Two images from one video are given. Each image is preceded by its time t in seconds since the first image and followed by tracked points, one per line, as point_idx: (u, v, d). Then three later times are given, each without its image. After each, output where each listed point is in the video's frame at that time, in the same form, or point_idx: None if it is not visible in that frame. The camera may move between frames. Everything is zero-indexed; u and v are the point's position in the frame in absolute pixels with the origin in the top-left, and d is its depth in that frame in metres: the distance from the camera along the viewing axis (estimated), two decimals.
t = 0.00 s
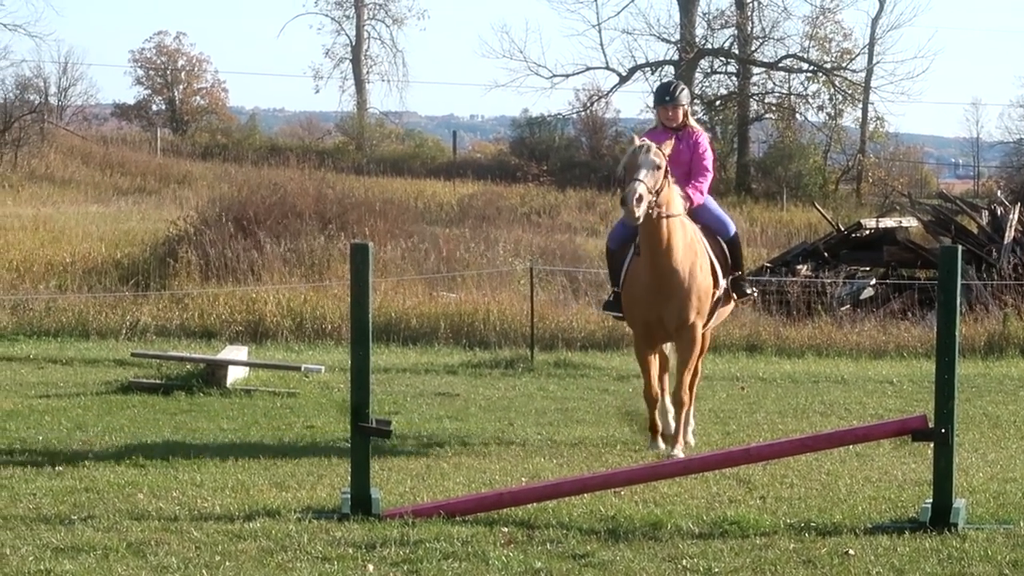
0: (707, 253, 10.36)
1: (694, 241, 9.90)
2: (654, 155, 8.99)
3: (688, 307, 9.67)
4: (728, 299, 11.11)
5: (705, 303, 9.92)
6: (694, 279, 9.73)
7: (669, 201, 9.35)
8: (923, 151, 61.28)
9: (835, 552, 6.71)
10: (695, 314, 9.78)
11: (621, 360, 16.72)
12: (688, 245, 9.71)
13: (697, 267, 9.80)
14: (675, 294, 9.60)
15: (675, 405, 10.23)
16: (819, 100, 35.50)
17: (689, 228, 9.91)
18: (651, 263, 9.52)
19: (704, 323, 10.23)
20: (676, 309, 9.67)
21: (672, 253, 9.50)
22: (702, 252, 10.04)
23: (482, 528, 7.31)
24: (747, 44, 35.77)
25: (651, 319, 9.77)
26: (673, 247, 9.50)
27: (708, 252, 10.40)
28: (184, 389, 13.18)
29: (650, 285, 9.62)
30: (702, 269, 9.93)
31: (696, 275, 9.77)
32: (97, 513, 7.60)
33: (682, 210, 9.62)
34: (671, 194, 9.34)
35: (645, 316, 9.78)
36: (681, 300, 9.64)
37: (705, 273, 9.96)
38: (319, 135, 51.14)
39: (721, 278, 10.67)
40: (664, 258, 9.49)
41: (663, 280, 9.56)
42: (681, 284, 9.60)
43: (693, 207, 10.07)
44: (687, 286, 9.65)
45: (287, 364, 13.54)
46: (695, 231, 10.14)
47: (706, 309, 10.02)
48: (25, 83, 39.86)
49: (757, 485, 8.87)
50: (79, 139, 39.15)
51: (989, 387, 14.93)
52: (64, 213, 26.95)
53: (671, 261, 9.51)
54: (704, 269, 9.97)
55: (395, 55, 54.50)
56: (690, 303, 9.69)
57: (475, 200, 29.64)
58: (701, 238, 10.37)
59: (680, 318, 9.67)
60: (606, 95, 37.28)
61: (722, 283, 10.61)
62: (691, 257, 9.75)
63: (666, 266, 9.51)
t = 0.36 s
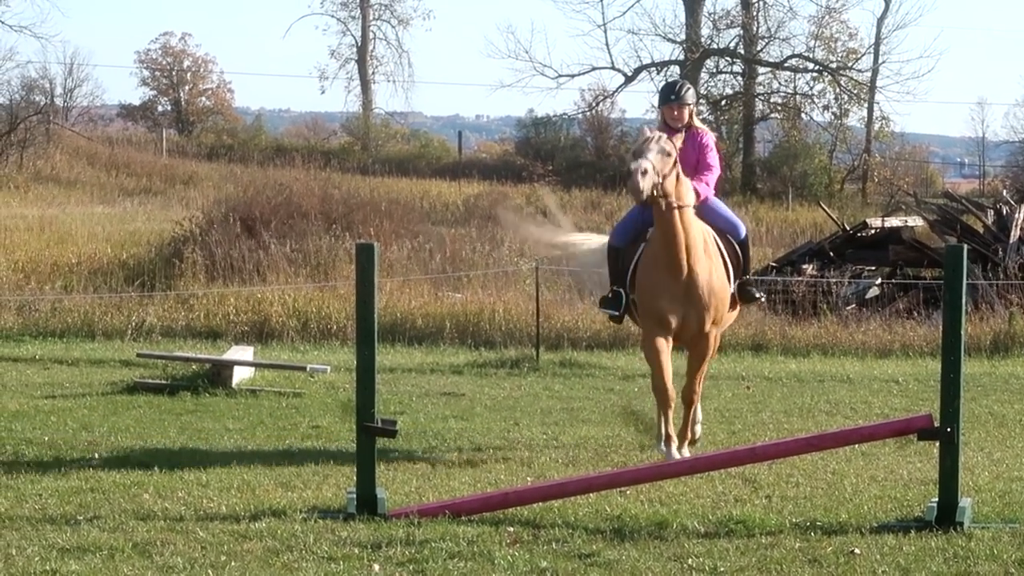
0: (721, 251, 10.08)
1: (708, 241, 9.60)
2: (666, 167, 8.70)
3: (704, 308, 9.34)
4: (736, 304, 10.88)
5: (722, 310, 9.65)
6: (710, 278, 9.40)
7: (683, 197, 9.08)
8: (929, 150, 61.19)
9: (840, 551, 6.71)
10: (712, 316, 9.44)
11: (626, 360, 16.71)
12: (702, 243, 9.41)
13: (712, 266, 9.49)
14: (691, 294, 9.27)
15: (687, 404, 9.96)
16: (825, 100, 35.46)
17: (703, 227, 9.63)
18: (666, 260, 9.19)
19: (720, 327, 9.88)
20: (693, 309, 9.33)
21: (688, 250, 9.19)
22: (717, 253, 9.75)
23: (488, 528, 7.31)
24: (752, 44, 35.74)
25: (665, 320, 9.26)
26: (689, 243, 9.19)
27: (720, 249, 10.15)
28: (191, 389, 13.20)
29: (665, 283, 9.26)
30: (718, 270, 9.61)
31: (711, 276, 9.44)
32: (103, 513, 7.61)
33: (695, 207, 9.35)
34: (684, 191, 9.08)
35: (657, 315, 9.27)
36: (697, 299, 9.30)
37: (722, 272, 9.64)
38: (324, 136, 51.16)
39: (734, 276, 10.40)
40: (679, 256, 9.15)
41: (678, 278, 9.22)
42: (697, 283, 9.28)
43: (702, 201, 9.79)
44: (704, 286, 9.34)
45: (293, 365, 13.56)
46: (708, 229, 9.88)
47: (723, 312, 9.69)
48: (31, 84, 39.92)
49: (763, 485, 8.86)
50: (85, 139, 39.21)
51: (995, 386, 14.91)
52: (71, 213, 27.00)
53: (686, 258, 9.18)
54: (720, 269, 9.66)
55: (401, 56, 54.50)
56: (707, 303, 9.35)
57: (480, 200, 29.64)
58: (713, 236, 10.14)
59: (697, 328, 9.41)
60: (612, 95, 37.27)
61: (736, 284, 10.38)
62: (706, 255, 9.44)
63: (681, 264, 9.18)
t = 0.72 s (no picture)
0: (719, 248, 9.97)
1: (710, 238, 9.55)
2: (663, 167, 8.66)
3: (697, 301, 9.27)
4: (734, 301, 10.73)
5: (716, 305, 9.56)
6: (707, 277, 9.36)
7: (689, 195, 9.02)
8: (925, 148, 61.28)
9: (835, 548, 6.71)
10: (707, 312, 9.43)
11: (622, 357, 16.71)
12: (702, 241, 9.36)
13: (711, 263, 9.43)
14: (686, 289, 9.24)
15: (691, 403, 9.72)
16: (821, 97, 35.48)
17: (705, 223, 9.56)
18: (662, 255, 9.19)
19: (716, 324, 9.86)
20: (687, 307, 9.33)
21: (687, 247, 9.16)
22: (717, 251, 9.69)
23: (483, 525, 7.31)
24: (748, 41, 35.74)
25: (661, 317, 9.44)
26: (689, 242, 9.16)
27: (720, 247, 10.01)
28: (186, 386, 13.18)
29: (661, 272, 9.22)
30: (716, 268, 9.57)
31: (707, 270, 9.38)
32: (97, 510, 7.60)
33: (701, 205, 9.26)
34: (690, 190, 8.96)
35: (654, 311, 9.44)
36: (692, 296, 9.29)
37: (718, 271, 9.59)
38: (320, 132, 51.11)
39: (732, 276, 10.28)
40: (675, 253, 9.14)
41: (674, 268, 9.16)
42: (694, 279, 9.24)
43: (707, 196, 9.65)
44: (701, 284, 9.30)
45: (288, 361, 13.55)
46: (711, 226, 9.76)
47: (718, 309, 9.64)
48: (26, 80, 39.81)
49: (758, 482, 8.87)
50: (80, 136, 39.12)
51: (990, 383, 14.93)
52: (65, 210, 26.94)
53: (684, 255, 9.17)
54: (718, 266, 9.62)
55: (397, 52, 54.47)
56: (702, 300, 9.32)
57: (476, 197, 29.62)
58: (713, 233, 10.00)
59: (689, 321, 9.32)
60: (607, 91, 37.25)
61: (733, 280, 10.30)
62: (706, 252, 9.39)
63: (679, 260, 9.17)
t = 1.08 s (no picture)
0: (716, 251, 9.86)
1: (703, 242, 9.37)
2: (657, 193, 8.46)
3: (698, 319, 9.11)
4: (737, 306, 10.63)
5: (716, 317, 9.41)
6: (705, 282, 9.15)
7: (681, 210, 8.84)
8: (923, 149, 61.34)
9: (833, 550, 6.72)
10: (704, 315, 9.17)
11: (620, 359, 16.71)
12: (696, 248, 9.20)
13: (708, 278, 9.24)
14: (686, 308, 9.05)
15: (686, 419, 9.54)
16: (818, 98, 35.49)
17: (696, 229, 9.40)
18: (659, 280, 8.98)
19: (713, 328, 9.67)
20: (684, 314, 9.05)
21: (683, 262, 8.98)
22: (712, 251, 9.54)
23: (481, 527, 7.31)
24: (745, 43, 35.78)
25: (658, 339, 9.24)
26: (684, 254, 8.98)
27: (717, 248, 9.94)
28: (183, 388, 13.17)
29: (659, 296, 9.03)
30: (714, 273, 9.41)
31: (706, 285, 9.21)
32: (95, 512, 7.60)
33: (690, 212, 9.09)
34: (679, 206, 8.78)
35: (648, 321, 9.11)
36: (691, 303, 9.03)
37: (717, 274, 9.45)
38: (318, 134, 51.08)
39: (732, 278, 10.20)
40: (672, 276, 8.95)
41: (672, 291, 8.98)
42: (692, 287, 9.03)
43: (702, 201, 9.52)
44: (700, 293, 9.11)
45: (286, 363, 13.55)
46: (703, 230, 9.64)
47: (715, 309, 9.39)
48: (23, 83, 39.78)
49: (757, 483, 8.88)
50: (78, 138, 39.09)
51: (989, 385, 14.94)
52: (63, 212, 26.92)
53: (682, 269, 8.98)
54: (716, 272, 9.47)
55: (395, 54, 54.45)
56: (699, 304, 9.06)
57: (474, 199, 29.62)
58: (710, 234, 9.90)
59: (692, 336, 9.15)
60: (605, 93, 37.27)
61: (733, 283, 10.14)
62: (701, 258, 9.20)
63: (676, 275, 8.96)
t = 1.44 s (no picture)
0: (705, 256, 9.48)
1: (694, 256, 9.03)
2: (643, 170, 8.03)
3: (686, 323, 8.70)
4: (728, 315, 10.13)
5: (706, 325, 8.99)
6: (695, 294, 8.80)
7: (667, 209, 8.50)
8: (923, 153, 61.39)
9: (834, 554, 6.72)
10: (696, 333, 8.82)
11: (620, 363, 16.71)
12: (686, 257, 8.84)
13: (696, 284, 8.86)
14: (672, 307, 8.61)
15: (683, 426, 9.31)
16: (818, 102, 35.51)
17: (687, 239, 9.04)
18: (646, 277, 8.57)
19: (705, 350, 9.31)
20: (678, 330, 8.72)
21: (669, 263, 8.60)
22: (704, 268, 9.17)
23: (481, 531, 7.31)
24: (746, 47, 35.81)
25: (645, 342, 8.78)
26: (671, 254, 8.61)
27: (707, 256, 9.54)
28: (184, 393, 13.17)
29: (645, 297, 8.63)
30: (704, 288, 9.01)
31: (694, 290, 8.82)
32: (96, 517, 7.60)
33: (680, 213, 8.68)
34: (666, 200, 8.40)
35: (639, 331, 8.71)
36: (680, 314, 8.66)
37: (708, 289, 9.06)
38: (318, 139, 51.10)
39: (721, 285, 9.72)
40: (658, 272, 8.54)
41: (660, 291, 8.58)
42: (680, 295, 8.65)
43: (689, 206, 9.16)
44: (688, 302, 8.72)
45: (286, 368, 13.55)
46: (692, 238, 9.24)
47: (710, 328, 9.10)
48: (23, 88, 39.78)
49: (757, 488, 8.87)
50: (78, 143, 39.10)
51: (989, 388, 14.94)
52: (63, 217, 26.92)
53: (666, 270, 8.57)
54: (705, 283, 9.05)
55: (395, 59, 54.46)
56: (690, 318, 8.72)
57: (474, 204, 29.62)
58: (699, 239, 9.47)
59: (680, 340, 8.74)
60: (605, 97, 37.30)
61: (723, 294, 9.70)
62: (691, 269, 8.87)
63: (661, 273, 8.55)
